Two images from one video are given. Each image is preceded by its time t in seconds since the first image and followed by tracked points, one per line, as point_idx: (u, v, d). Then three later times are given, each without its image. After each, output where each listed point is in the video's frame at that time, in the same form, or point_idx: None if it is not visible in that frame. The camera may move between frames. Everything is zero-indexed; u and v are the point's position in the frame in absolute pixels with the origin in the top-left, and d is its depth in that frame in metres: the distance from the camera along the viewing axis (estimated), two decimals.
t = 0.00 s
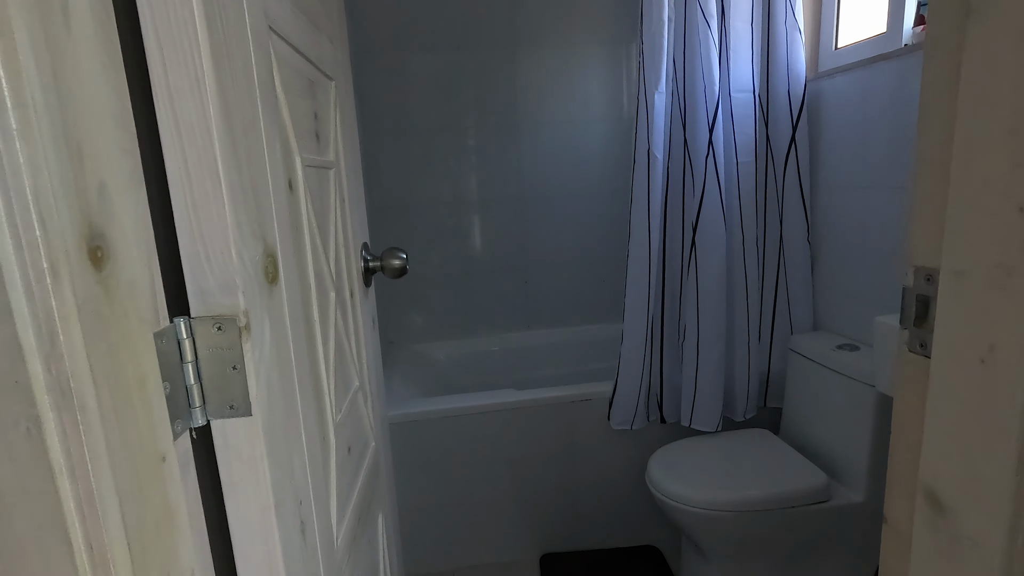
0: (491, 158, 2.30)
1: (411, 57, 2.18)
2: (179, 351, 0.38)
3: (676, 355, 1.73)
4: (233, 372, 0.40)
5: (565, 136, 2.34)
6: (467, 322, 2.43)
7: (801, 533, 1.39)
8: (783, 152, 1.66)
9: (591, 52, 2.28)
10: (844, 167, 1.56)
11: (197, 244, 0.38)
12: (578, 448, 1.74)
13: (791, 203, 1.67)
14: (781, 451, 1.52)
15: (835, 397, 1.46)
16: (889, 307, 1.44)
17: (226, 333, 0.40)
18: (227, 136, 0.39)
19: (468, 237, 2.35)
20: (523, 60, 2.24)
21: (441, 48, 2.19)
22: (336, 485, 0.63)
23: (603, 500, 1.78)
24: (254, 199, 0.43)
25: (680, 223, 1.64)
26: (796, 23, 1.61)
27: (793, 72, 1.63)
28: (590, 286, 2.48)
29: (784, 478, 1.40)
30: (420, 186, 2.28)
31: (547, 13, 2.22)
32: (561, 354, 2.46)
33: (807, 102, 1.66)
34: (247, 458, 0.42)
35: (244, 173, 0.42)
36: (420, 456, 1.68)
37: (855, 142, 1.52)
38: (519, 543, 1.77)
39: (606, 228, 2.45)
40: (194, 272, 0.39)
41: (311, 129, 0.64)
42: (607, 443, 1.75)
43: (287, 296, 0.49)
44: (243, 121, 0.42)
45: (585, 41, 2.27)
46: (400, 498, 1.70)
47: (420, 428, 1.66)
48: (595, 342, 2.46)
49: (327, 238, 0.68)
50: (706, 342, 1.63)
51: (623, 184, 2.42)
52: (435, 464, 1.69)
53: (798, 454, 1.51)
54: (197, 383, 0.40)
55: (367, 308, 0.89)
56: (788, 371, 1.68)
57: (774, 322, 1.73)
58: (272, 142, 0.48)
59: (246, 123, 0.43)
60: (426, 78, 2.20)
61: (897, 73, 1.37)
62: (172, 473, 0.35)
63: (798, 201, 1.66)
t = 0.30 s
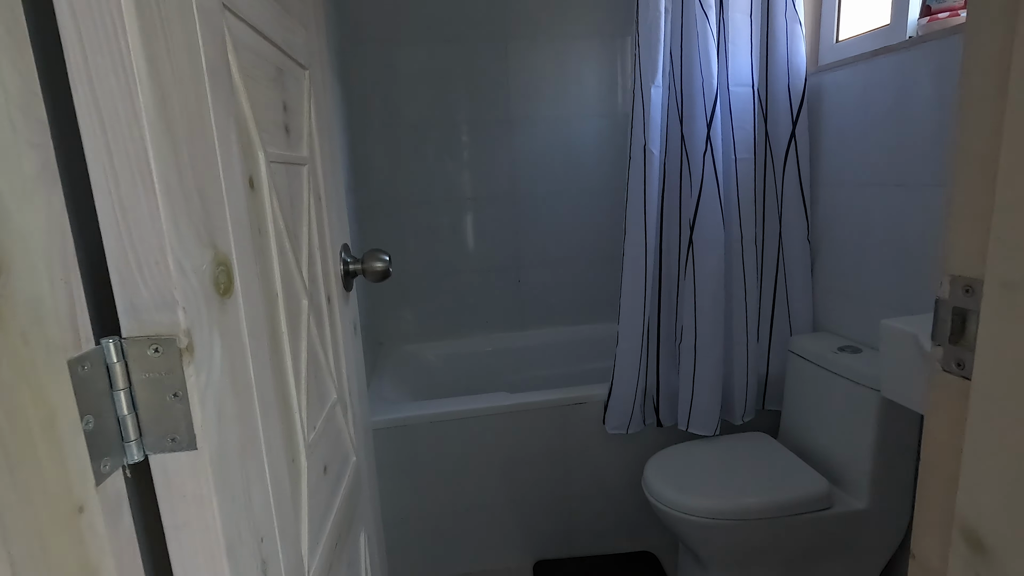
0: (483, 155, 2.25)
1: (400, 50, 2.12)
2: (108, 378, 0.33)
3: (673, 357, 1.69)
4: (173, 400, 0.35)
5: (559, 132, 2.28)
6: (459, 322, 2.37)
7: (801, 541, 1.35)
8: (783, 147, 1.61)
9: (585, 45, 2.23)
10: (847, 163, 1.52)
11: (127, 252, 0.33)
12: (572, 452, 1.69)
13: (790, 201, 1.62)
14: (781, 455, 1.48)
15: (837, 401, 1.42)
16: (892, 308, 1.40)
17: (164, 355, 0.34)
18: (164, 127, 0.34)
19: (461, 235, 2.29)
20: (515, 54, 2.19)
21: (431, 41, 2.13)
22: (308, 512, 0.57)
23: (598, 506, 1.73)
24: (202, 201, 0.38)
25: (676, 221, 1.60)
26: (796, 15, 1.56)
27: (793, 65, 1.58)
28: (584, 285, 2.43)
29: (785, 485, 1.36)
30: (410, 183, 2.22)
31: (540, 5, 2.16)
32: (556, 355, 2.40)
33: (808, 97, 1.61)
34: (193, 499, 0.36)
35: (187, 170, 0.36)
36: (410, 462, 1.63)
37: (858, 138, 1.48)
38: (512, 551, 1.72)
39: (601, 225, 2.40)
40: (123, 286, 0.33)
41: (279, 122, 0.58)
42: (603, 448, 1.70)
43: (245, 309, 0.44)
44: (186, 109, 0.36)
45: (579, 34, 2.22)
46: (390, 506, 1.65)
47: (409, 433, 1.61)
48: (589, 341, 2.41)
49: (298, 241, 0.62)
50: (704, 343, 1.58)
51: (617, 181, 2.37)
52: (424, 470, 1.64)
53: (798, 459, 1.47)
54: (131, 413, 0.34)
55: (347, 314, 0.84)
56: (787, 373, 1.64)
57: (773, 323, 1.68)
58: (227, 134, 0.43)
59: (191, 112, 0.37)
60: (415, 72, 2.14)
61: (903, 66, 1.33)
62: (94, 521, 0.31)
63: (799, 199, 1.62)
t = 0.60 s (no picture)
0: (480, 151, 2.17)
1: (393, 42, 2.04)
2: (29, 430, 0.26)
3: (679, 361, 1.62)
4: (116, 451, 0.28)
5: (557, 127, 2.21)
6: (455, 324, 2.30)
7: (817, 556, 1.30)
8: (794, 143, 1.55)
9: (584, 38, 2.16)
10: (861, 160, 1.46)
11: (53, 269, 0.26)
12: (575, 461, 1.62)
13: (801, 199, 1.56)
14: (793, 464, 1.42)
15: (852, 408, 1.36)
16: (910, 311, 1.34)
17: (102, 397, 0.27)
18: (101, 107, 0.27)
19: (459, 234, 2.22)
20: (513, 47, 2.11)
21: (426, 33, 2.05)
22: (294, 557, 0.50)
23: (602, 516, 1.66)
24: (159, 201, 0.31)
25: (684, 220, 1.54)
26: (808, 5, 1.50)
27: (805, 57, 1.51)
28: (583, 285, 2.37)
29: (799, 496, 1.30)
30: (404, 180, 2.14)
31: None
32: (555, 357, 2.32)
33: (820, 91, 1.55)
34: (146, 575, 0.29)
35: (136, 164, 0.29)
36: (406, 472, 1.55)
37: (873, 133, 1.42)
38: (513, 564, 1.65)
39: (600, 224, 2.33)
40: (49, 310, 0.26)
41: (259, 109, 0.51)
42: (606, 455, 1.64)
43: (217, 330, 0.36)
44: (132, 87, 0.29)
45: (578, 26, 2.15)
46: (385, 518, 1.58)
47: (405, 443, 1.54)
48: (590, 343, 2.35)
49: (283, 245, 0.55)
50: (712, 347, 1.52)
51: (617, 178, 2.30)
52: (421, 480, 1.56)
53: (811, 468, 1.41)
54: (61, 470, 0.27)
55: (339, 323, 0.76)
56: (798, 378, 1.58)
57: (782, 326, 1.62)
58: (191, 119, 0.35)
59: (139, 89, 0.30)
60: (409, 64, 2.06)
61: (924, 57, 1.27)
62: None
63: (810, 197, 1.56)
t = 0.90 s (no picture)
0: (477, 151, 2.09)
1: (387, 39, 1.96)
2: None
3: (689, 372, 1.56)
4: None
5: (558, 127, 2.14)
6: (452, 330, 2.22)
7: None
8: (809, 145, 1.48)
9: (585, 35, 2.09)
10: (880, 163, 1.40)
11: None
12: (581, 476, 1.56)
13: (816, 203, 1.50)
14: (811, 482, 1.36)
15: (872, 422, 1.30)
16: (933, 320, 1.28)
17: (16, 513, 0.20)
18: (15, 115, 0.20)
19: (457, 237, 2.14)
20: (512, 43, 2.04)
21: (422, 28, 1.97)
22: None
23: (609, 533, 1.60)
24: (104, 237, 0.23)
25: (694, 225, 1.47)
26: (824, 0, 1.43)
27: (822, 54, 1.45)
28: (585, 289, 2.30)
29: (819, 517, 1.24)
30: (400, 181, 2.06)
31: None
32: (556, 365, 2.25)
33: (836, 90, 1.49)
34: None
35: (69, 191, 0.21)
36: (404, 490, 1.48)
37: (892, 135, 1.36)
38: None
39: (602, 227, 2.26)
40: None
41: (244, 110, 0.43)
42: (613, 470, 1.57)
43: (189, 392, 0.29)
44: (62, 85, 0.21)
45: (579, 23, 2.08)
46: (382, 537, 1.50)
47: (403, 459, 1.46)
48: (592, 350, 2.28)
49: (272, 267, 0.47)
50: (724, 358, 1.46)
51: (619, 180, 2.24)
52: (419, 498, 1.49)
53: (829, 485, 1.35)
54: None
55: (336, 347, 0.69)
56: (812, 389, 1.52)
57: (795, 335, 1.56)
58: (155, 126, 0.28)
59: (74, 88, 0.22)
60: (405, 61, 1.98)
61: (949, 56, 1.21)
62: None
63: (825, 200, 1.50)
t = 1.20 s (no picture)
0: (471, 149, 2.05)
1: (379, 33, 1.91)
2: None
3: (689, 375, 1.52)
4: None
5: (554, 125, 2.10)
6: (446, 332, 2.17)
7: None
8: (812, 143, 1.45)
9: (581, 31, 2.05)
10: (885, 162, 1.37)
11: None
12: (579, 482, 1.52)
13: (819, 202, 1.47)
14: (815, 488, 1.33)
15: (877, 427, 1.27)
16: (940, 323, 1.25)
17: None
18: None
19: (451, 237, 2.10)
20: (507, 39, 1.99)
21: (414, 23, 1.92)
22: None
23: (608, 540, 1.56)
24: (28, 252, 0.19)
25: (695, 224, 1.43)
26: None
27: (825, 51, 1.42)
28: (581, 290, 2.26)
29: (824, 525, 1.20)
30: (392, 180, 2.01)
31: None
32: (552, 367, 2.21)
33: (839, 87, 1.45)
34: None
35: None
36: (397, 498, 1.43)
37: (896, 134, 1.33)
38: None
39: (598, 226, 2.22)
40: None
41: (220, 100, 0.38)
42: (612, 476, 1.53)
43: (148, 432, 0.24)
44: None
45: (575, 19, 2.04)
46: (374, 548, 1.45)
47: (396, 467, 1.42)
48: (588, 351, 2.24)
49: (253, 276, 0.43)
50: (726, 361, 1.42)
51: (615, 178, 2.20)
52: (413, 506, 1.44)
53: (833, 491, 1.32)
54: None
55: (326, 358, 0.64)
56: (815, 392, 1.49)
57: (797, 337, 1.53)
58: (104, 116, 0.23)
59: None
60: (397, 56, 1.93)
61: (956, 52, 1.18)
62: None
63: (828, 200, 1.47)
